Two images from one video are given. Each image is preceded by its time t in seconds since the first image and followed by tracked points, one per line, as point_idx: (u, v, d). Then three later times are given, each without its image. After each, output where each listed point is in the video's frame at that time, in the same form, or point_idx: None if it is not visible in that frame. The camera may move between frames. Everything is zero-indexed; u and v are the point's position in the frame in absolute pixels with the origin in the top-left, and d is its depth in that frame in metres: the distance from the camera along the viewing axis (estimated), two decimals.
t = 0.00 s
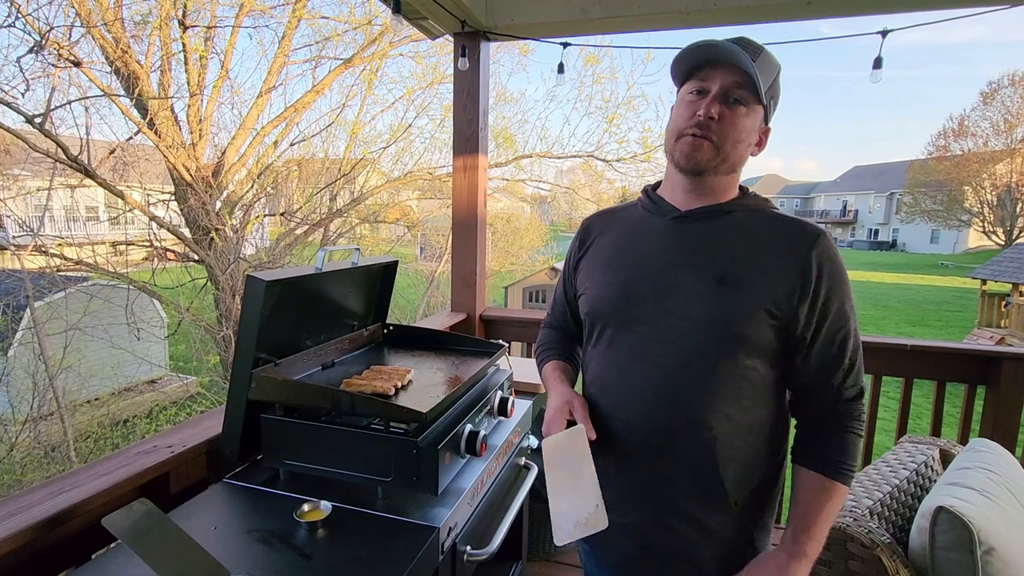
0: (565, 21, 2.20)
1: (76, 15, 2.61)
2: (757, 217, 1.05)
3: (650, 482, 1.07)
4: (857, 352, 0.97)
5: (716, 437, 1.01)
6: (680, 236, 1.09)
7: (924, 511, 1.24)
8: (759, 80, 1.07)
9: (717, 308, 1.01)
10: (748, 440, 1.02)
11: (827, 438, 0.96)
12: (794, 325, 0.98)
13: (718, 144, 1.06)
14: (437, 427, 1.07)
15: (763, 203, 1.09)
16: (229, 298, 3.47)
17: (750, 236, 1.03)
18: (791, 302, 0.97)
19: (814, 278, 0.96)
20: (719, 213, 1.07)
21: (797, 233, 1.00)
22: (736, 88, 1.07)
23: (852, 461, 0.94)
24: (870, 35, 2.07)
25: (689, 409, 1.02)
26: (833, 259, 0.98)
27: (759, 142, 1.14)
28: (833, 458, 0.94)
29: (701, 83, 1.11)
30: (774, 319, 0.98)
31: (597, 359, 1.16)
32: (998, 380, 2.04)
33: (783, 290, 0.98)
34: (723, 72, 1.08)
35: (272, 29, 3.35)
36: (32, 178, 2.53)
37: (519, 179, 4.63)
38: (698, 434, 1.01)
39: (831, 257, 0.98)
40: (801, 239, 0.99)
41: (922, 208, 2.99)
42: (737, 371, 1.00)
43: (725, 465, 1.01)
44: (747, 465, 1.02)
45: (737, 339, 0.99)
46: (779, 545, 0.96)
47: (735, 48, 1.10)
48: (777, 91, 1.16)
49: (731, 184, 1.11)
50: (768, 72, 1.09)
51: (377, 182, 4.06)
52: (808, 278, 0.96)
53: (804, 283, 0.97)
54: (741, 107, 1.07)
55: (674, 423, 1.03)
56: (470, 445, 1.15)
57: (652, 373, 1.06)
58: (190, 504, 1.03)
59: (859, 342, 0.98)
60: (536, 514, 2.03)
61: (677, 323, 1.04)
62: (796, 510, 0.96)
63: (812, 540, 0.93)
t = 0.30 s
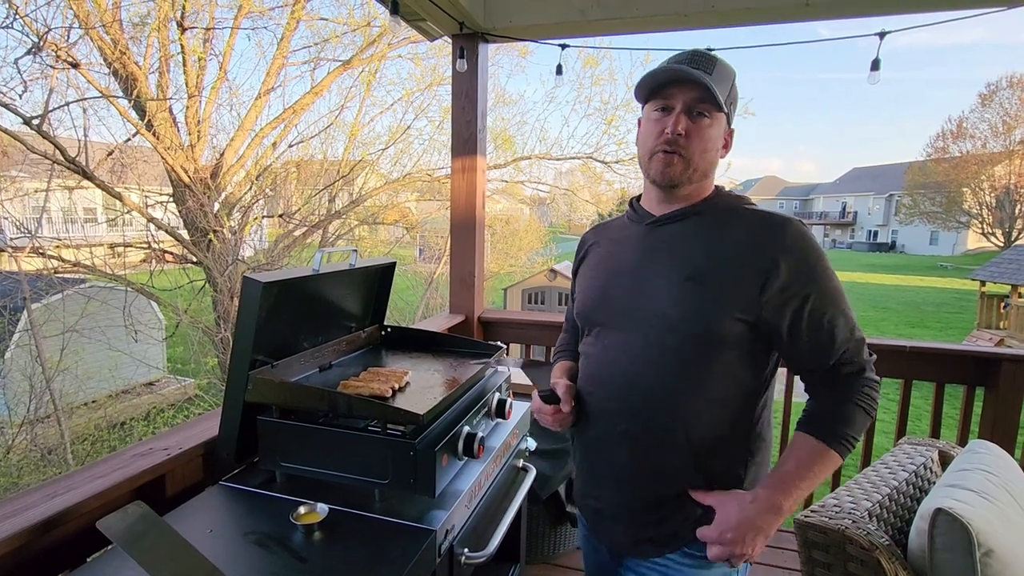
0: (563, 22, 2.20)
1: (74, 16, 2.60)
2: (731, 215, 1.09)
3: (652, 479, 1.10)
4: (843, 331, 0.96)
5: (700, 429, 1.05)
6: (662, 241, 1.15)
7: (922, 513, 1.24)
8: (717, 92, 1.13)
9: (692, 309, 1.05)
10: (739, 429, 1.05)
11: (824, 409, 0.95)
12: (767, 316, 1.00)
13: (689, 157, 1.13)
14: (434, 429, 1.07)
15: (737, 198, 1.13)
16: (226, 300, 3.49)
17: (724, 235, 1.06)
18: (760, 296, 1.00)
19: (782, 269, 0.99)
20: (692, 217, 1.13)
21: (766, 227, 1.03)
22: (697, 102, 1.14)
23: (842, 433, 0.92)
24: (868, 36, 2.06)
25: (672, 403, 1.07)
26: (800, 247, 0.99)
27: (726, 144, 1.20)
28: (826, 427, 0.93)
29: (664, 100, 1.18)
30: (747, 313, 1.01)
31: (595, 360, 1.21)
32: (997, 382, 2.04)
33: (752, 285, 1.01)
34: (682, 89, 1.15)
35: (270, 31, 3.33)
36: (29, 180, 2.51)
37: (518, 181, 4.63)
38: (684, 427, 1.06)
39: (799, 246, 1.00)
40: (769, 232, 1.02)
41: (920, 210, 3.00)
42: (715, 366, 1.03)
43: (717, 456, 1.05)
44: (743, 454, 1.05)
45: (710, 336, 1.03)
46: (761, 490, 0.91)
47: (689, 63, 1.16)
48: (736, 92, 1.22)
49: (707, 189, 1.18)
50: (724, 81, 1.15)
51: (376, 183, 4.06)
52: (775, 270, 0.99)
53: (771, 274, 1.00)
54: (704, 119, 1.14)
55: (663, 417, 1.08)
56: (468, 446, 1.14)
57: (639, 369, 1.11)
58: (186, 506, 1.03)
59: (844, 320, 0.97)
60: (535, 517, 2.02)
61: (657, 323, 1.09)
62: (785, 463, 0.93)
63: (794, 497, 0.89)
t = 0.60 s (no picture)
0: (562, 26, 2.20)
1: (75, 19, 2.63)
2: (725, 213, 1.08)
3: (648, 477, 1.10)
4: (845, 326, 0.95)
5: (694, 427, 1.05)
6: (657, 240, 1.15)
7: (922, 516, 1.24)
8: (715, 94, 1.13)
9: (685, 307, 1.05)
10: (735, 428, 1.05)
11: (826, 404, 0.94)
12: (760, 314, 1.00)
13: (685, 159, 1.14)
14: (434, 433, 1.07)
15: (735, 198, 1.13)
16: (226, 302, 3.46)
17: (717, 233, 1.06)
18: (751, 294, 1.00)
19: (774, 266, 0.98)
20: (686, 217, 1.13)
21: (757, 224, 1.03)
22: (694, 105, 1.14)
23: (838, 430, 0.92)
24: (866, 40, 2.07)
25: (666, 402, 1.07)
26: (792, 243, 0.99)
27: (724, 146, 1.20)
28: (825, 421, 0.93)
29: (662, 102, 1.18)
30: (739, 312, 1.02)
31: (595, 360, 1.21)
32: (997, 386, 2.03)
33: (742, 283, 1.01)
34: (680, 91, 1.15)
35: (270, 34, 3.35)
36: (30, 182, 2.55)
37: (518, 183, 4.64)
38: (678, 425, 1.06)
39: (791, 243, 0.99)
40: (761, 229, 1.01)
41: (920, 213, 3.01)
42: (707, 365, 1.04)
43: (713, 455, 1.05)
44: (740, 453, 1.05)
45: (701, 335, 1.04)
46: (749, 481, 0.95)
47: (688, 65, 1.16)
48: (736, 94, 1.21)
49: (703, 191, 1.18)
50: (723, 85, 1.15)
51: (376, 186, 4.07)
52: (766, 268, 0.99)
53: (762, 272, 1.00)
54: (702, 121, 1.14)
55: (657, 416, 1.08)
56: (468, 449, 1.14)
57: (634, 368, 1.12)
58: (184, 511, 1.03)
59: (840, 318, 0.95)
60: (534, 520, 2.02)
61: (651, 321, 1.10)
62: (774, 458, 0.95)
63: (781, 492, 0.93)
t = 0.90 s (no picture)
0: (562, 29, 2.21)
1: (76, 23, 2.63)
2: (734, 224, 1.11)
3: (654, 481, 1.12)
4: (824, 352, 1.00)
5: (698, 435, 1.08)
6: (664, 247, 1.17)
7: (922, 519, 1.24)
8: (722, 100, 1.14)
9: (694, 316, 1.08)
10: (735, 436, 1.08)
11: (800, 441, 0.99)
12: (767, 326, 1.04)
13: (695, 166, 1.15)
14: (435, 436, 1.07)
15: (740, 207, 1.16)
16: (228, 304, 3.50)
17: (724, 244, 1.10)
18: (760, 305, 1.04)
19: (780, 280, 1.02)
20: (694, 225, 1.15)
21: (766, 238, 1.06)
22: (703, 112, 1.15)
23: (819, 461, 0.98)
24: (866, 43, 2.07)
25: (672, 407, 1.09)
26: (799, 260, 1.03)
27: (729, 153, 1.22)
28: (798, 457, 0.98)
29: (669, 109, 1.19)
30: (747, 321, 1.05)
31: (601, 366, 1.21)
32: (998, 387, 2.03)
33: (752, 294, 1.04)
34: (688, 98, 1.16)
35: (272, 37, 3.35)
36: (31, 185, 2.52)
37: (519, 185, 4.65)
38: (684, 431, 1.08)
39: (796, 258, 1.03)
40: (771, 243, 1.05)
41: (921, 213, 2.94)
42: (714, 372, 1.06)
43: (714, 460, 1.08)
44: (737, 460, 1.09)
45: (711, 341, 1.06)
46: (741, 523, 1.01)
47: (695, 72, 1.17)
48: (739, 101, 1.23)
49: (711, 197, 1.20)
50: (729, 91, 1.16)
51: (377, 188, 4.09)
52: (775, 281, 1.03)
53: (771, 285, 1.03)
54: (710, 128, 1.16)
55: (664, 420, 1.10)
56: (470, 452, 1.15)
57: (640, 375, 1.13)
58: (186, 514, 1.03)
59: (832, 339, 1.01)
60: (536, 522, 2.02)
61: (659, 329, 1.12)
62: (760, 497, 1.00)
63: (768, 532, 0.99)
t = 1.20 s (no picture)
0: (564, 28, 2.21)
1: (78, 23, 2.63)
2: (739, 225, 1.12)
3: (658, 482, 1.12)
4: (828, 353, 1.01)
5: (703, 435, 1.08)
6: (669, 248, 1.17)
7: (925, 517, 1.24)
8: (725, 101, 1.14)
9: (700, 316, 1.08)
10: (740, 435, 1.09)
11: (804, 438, 1.00)
12: (773, 327, 1.04)
13: (694, 164, 1.15)
14: (438, 436, 1.07)
15: (740, 210, 1.16)
16: (230, 304, 3.50)
17: (730, 245, 1.10)
18: (767, 306, 1.04)
19: (787, 281, 1.03)
20: (697, 225, 1.16)
21: (771, 239, 1.06)
22: (705, 112, 1.15)
23: (825, 458, 0.98)
24: (867, 41, 2.06)
25: (679, 408, 1.09)
26: (804, 263, 1.03)
27: (732, 155, 1.22)
28: (803, 455, 0.99)
29: (672, 107, 1.19)
30: (754, 322, 1.05)
31: (606, 366, 1.21)
32: (1001, 386, 2.03)
33: (760, 296, 1.04)
34: (690, 97, 1.16)
35: (273, 37, 3.35)
36: (33, 185, 2.52)
37: (520, 185, 4.65)
38: (690, 430, 1.08)
39: (802, 260, 1.04)
40: (777, 245, 1.05)
41: (922, 212, 2.92)
42: (719, 373, 1.06)
43: (719, 459, 1.09)
44: (741, 459, 1.10)
45: (718, 343, 1.06)
46: (748, 520, 1.01)
47: (700, 71, 1.17)
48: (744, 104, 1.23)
49: (710, 198, 1.20)
50: (732, 92, 1.17)
51: (378, 188, 4.09)
52: (782, 283, 1.03)
53: (778, 287, 1.03)
54: (711, 128, 1.16)
55: (671, 421, 1.10)
56: (472, 451, 1.15)
57: (646, 375, 1.13)
58: (189, 513, 1.03)
59: (835, 340, 1.02)
60: (538, 521, 2.02)
61: (664, 329, 1.11)
62: (765, 495, 1.00)
63: (775, 529, 0.99)
